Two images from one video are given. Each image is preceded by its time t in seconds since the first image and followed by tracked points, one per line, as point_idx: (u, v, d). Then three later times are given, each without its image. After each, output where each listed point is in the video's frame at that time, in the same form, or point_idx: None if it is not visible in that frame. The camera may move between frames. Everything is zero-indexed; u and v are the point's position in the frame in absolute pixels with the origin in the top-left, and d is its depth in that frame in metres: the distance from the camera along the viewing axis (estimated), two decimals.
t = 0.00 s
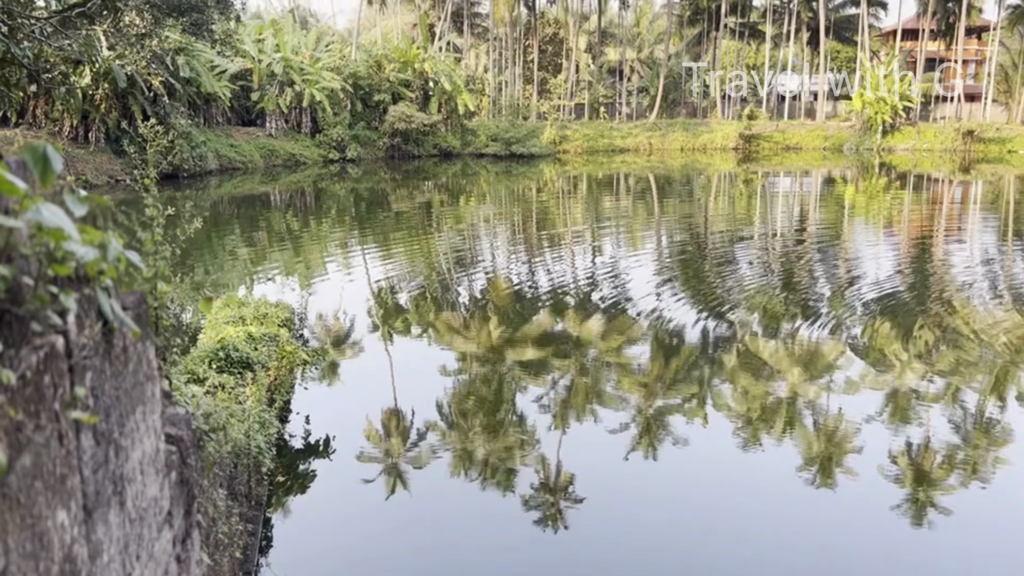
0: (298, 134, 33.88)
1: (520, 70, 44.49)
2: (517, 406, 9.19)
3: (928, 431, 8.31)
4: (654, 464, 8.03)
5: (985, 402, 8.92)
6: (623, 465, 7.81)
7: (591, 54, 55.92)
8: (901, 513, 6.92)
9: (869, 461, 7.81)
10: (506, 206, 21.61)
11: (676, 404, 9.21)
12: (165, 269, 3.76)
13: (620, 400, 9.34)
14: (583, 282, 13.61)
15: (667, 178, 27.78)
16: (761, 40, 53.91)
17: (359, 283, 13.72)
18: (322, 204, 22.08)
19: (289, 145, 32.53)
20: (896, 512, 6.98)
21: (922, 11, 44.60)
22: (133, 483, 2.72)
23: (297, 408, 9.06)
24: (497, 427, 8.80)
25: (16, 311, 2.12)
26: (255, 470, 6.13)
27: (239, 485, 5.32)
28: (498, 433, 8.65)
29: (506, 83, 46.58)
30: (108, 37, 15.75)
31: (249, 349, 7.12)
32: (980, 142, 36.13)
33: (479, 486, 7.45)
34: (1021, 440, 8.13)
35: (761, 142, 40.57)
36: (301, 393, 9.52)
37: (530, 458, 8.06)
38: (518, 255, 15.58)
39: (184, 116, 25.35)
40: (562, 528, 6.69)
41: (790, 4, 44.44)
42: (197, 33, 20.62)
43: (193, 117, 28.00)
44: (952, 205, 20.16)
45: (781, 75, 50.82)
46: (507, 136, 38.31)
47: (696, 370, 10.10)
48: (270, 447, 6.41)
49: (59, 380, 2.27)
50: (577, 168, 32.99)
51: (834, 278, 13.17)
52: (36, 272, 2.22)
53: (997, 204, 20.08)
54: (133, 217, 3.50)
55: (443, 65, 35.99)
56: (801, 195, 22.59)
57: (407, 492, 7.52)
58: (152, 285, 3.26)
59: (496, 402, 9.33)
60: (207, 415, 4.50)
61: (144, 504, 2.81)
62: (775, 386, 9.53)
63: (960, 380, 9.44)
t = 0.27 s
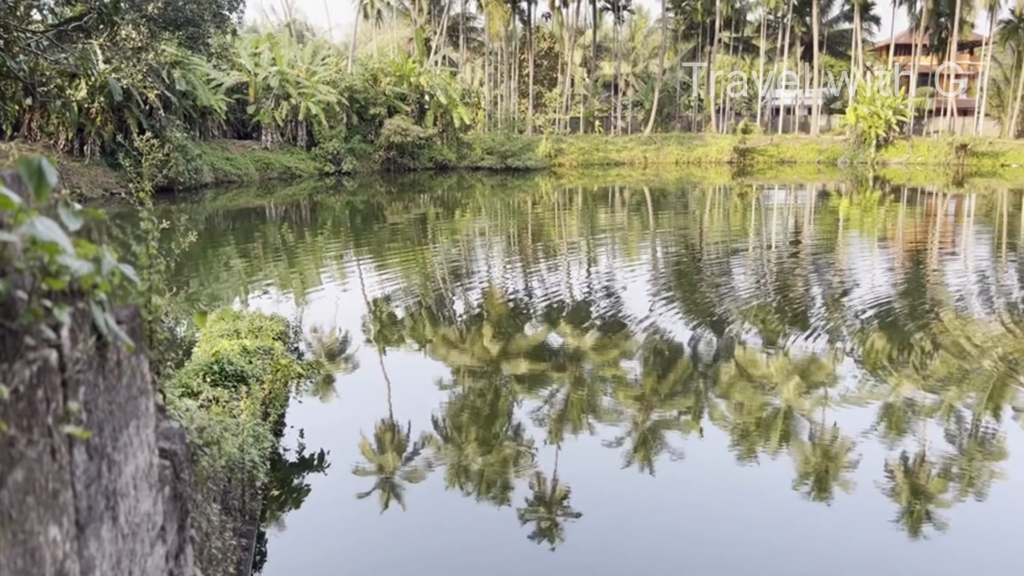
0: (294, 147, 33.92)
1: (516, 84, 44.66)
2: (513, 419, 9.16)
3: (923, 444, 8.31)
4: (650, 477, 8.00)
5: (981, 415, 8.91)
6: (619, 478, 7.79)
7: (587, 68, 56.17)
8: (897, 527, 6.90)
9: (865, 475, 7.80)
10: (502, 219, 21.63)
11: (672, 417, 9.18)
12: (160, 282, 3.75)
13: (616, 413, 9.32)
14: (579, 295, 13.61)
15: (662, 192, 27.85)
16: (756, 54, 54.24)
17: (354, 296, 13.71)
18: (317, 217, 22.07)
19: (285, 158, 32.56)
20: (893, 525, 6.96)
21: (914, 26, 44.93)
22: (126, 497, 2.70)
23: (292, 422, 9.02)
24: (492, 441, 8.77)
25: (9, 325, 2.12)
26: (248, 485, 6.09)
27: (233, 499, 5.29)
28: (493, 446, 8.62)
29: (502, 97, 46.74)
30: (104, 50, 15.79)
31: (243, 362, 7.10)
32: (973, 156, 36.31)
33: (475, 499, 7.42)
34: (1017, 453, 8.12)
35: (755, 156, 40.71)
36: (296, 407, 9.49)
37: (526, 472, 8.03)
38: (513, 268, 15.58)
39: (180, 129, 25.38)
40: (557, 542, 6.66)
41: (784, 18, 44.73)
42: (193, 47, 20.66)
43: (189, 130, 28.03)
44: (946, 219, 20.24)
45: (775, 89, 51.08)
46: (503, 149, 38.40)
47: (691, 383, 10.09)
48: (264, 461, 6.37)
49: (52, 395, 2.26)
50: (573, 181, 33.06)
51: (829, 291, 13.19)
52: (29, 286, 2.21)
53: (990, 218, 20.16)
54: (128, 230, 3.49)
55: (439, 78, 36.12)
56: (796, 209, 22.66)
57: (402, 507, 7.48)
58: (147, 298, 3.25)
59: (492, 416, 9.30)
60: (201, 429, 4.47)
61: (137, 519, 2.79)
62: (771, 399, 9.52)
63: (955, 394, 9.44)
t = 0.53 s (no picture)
0: (287, 158, 33.93)
1: (509, 96, 44.79)
2: (506, 431, 9.13)
3: (916, 457, 8.30)
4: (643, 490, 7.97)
5: (973, 428, 8.92)
6: (612, 490, 7.77)
7: (580, 81, 56.40)
8: (891, 539, 6.91)
9: (858, 486, 7.80)
10: (495, 231, 21.64)
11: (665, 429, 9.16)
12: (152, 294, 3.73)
13: (609, 425, 9.30)
14: (572, 307, 13.61)
15: (655, 204, 27.91)
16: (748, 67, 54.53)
17: (347, 308, 13.68)
18: (310, 228, 22.04)
19: (278, 170, 32.56)
20: (886, 537, 6.96)
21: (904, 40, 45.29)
22: (117, 511, 2.68)
23: (284, 434, 9.00)
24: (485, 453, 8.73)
25: None
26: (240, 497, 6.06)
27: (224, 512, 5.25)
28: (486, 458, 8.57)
29: (495, 109, 46.87)
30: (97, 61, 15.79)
31: (236, 374, 7.07)
32: (964, 169, 36.51)
33: (468, 512, 7.38)
34: (1010, 466, 8.12)
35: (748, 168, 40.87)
36: (288, 419, 9.46)
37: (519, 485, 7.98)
38: (506, 280, 15.58)
39: (173, 141, 25.37)
40: (550, 555, 6.63)
41: (776, 32, 45.01)
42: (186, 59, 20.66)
43: (182, 142, 28.04)
44: (938, 231, 20.33)
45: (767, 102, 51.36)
46: (497, 161, 38.46)
47: (685, 395, 10.09)
48: (256, 474, 6.33)
49: (43, 407, 2.25)
50: (566, 193, 33.11)
51: (822, 303, 13.22)
52: (20, 299, 2.21)
53: (981, 230, 20.27)
54: (120, 241, 3.48)
55: (432, 90, 36.21)
56: (788, 221, 22.75)
57: (394, 519, 7.44)
58: (138, 309, 3.24)
59: (485, 428, 9.26)
60: (193, 441, 4.44)
61: (127, 532, 2.77)
62: (764, 411, 9.52)
63: (948, 406, 9.44)
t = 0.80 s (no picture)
0: (278, 168, 33.91)
1: (501, 106, 44.92)
2: (497, 441, 9.11)
3: (906, 466, 8.33)
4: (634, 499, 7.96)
5: (962, 437, 8.96)
6: (603, 500, 7.76)
7: (571, 92, 56.63)
8: (882, 548, 6.93)
9: (848, 496, 7.82)
10: (486, 241, 21.65)
11: (656, 439, 9.16)
12: (141, 303, 3.72)
13: (600, 435, 9.29)
14: (563, 316, 13.62)
15: (645, 214, 28.01)
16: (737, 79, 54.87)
17: (338, 318, 13.66)
18: (301, 238, 22.02)
19: (269, 179, 32.52)
20: (876, 546, 6.98)
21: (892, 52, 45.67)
22: (104, 522, 2.66)
23: (274, 445, 8.96)
24: (476, 462, 8.71)
25: None
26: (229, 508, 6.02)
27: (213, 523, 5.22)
28: (477, 468, 8.55)
29: (487, 119, 46.99)
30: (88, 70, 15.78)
31: (225, 383, 7.04)
32: (952, 180, 36.78)
33: (458, 522, 7.36)
34: (999, 475, 8.16)
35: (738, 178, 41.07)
36: (278, 429, 9.42)
37: (510, 494, 7.96)
38: (498, 289, 15.58)
39: (164, 150, 25.32)
40: (542, 565, 6.61)
41: (766, 44, 45.33)
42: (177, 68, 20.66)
43: (173, 151, 28.01)
44: (926, 242, 20.46)
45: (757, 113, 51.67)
46: (488, 171, 38.52)
47: (675, 404, 10.10)
48: (246, 484, 6.30)
49: (30, 418, 2.24)
50: (557, 203, 33.19)
51: (812, 313, 13.27)
52: (7, 309, 2.20)
53: (969, 241, 20.43)
54: (109, 250, 3.47)
55: (424, 100, 36.28)
56: (778, 231, 22.88)
57: (384, 529, 7.41)
58: (128, 318, 3.23)
59: (476, 437, 9.24)
60: (181, 451, 4.42)
61: (115, 544, 2.75)
62: (755, 420, 9.53)
63: (937, 415, 9.48)
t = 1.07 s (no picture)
0: (266, 174, 33.80)
1: (490, 114, 44.97)
2: (485, 449, 9.09)
3: (893, 473, 8.36)
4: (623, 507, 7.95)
5: (948, 444, 9.00)
6: (592, 508, 7.75)
7: (560, 100, 56.77)
8: (869, 555, 6.95)
9: (836, 503, 7.84)
10: (475, 248, 21.64)
11: (645, 446, 9.16)
12: (128, 310, 3.70)
13: (589, 442, 9.28)
14: (552, 324, 13.62)
15: (634, 222, 28.07)
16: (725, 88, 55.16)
17: (326, 325, 13.61)
18: (290, 245, 21.95)
19: (258, 186, 32.43)
20: (864, 554, 6.99)
21: (879, 62, 46.04)
22: (89, 532, 2.64)
23: (261, 453, 8.91)
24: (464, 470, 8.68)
25: None
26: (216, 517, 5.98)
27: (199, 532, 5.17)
28: (466, 476, 8.52)
29: (476, 127, 47.04)
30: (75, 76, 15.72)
31: (212, 392, 6.99)
32: (937, 189, 37.06)
33: (447, 530, 7.33)
34: (985, 482, 8.19)
35: (726, 187, 41.22)
36: (265, 437, 9.37)
37: (499, 503, 7.94)
38: (487, 297, 15.57)
39: (151, 156, 25.21)
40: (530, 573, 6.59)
41: (754, 53, 45.62)
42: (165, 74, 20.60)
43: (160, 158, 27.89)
44: (913, 250, 20.59)
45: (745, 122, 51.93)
46: (477, 179, 38.53)
47: (664, 412, 10.10)
48: (232, 492, 6.25)
49: (14, 426, 2.22)
50: (546, 210, 33.23)
51: (800, 321, 13.32)
52: None
53: (954, 249, 20.58)
54: (96, 257, 3.44)
55: (413, 107, 36.29)
56: (766, 239, 22.98)
57: (372, 538, 7.37)
58: (114, 326, 3.20)
59: (464, 445, 9.21)
60: (168, 459, 4.39)
61: (99, 553, 2.72)
62: (743, 428, 9.55)
63: (924, 423, 9.52)
